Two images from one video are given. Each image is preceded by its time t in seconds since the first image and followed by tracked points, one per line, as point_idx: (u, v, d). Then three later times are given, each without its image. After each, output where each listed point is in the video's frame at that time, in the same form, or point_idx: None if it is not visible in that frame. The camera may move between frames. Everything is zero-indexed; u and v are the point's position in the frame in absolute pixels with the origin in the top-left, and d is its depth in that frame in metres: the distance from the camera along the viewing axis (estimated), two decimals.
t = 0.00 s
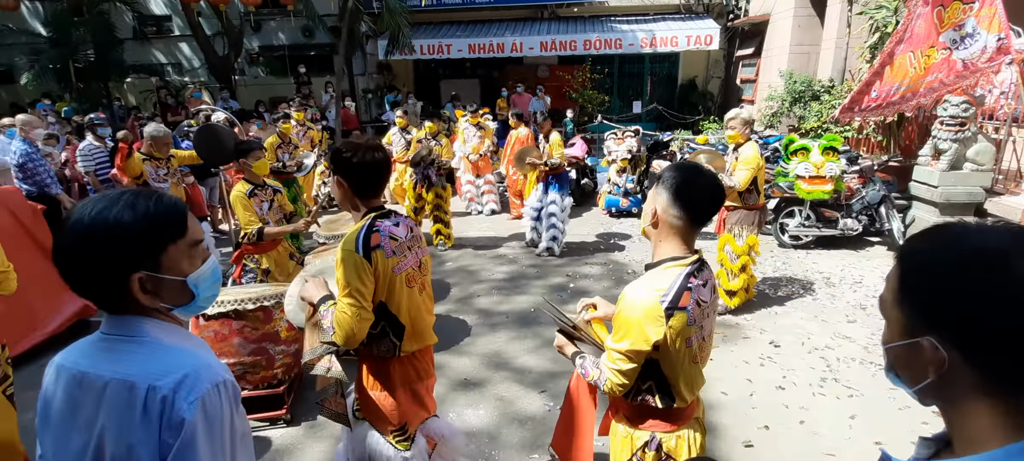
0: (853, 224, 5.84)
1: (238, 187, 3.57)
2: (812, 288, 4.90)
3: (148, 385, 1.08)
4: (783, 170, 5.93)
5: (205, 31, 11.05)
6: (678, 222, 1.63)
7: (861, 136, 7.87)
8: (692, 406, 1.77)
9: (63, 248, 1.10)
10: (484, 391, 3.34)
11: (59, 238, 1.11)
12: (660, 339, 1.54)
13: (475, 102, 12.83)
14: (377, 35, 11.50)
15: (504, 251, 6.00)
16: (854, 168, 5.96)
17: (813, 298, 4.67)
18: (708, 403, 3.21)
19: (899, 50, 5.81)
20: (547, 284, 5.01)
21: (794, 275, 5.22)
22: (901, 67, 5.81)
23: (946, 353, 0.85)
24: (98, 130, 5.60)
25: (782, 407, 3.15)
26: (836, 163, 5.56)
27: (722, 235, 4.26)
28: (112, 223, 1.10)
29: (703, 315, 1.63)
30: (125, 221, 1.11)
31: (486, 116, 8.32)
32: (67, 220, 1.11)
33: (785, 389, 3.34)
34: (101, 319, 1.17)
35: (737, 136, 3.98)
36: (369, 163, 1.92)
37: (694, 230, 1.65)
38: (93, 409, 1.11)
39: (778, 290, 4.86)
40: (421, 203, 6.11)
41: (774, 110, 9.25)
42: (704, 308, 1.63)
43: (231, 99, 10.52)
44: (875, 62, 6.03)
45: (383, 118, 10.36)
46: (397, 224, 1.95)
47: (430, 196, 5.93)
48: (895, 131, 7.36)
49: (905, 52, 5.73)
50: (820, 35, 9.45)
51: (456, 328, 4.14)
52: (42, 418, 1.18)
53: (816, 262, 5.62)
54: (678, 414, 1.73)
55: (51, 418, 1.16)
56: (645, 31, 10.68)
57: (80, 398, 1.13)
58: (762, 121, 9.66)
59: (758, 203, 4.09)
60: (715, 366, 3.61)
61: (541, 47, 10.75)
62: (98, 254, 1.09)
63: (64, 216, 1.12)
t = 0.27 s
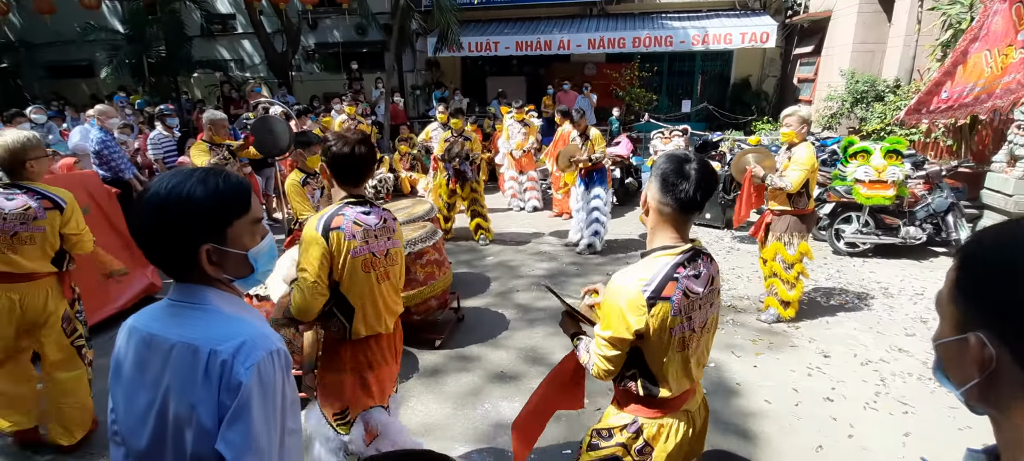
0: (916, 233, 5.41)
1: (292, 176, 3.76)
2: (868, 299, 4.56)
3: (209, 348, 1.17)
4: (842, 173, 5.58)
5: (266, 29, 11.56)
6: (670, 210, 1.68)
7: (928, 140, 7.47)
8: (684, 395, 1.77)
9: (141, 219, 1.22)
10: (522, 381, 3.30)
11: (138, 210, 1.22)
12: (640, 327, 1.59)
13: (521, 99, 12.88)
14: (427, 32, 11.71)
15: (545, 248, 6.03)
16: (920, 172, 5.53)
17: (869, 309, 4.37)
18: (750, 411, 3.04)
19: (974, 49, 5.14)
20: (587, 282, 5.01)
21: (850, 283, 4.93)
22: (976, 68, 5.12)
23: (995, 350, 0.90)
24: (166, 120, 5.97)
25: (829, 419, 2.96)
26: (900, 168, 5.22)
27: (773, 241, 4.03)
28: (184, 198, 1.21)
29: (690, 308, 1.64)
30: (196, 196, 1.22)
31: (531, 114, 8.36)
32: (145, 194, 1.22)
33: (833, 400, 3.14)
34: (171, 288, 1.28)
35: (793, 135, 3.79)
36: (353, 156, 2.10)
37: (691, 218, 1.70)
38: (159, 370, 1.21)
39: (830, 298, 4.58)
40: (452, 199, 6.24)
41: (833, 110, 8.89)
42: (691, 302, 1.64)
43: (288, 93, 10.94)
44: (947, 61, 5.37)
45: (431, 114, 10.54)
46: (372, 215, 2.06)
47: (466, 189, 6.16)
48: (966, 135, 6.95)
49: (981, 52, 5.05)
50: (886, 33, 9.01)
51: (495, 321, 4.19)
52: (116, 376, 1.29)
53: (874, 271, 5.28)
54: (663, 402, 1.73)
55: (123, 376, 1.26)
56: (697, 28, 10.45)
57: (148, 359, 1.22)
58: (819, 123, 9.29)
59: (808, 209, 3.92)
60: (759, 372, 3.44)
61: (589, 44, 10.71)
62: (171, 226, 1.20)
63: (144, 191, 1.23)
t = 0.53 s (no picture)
0: (971, 236, 5.12)
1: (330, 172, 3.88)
2: (915, 303, 4.32)
3: (252, 329, 1.24)
4: (890, 173, 5.26)
5: (308, 28, 11.87)
6: (636, 206, 1.61)
7: (986, 138, 7.08)
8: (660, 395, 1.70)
9: (193, 205, 1.27)
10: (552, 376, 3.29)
11: (192, 196, 1.28)
12: (594, 319, 1.59)
13: (556, 96, 12.84)
14: (464, 30, 11.80)
15: (577, 246, 6.01)
16: (977, 172, 5.26)
17: (917, 314, 4.11)
18: (786, 417, 2.83)
19: None
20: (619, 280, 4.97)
21: (898, 287, 4.68)
22: None
23: None
24: (214, 116, 6.21)
25: (871, 428, 2.74)
26: (954, 168, 4.86)
27: (812, 243, 3.92)
28: (237, 187, 1.27)
29: (654, 307, 1.57)
30: (245, 185, 1.27)
31: (566, 111, 8.34)
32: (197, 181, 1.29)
33: (877, 409, 2.90)
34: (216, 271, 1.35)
35: (832, 132, 3.67)
36: (329, 137, 2.16)
37: (660, 217, 1.60)
38: (205, 348, 1.29)
39: (875, 303, 4.32)
40: (481, 194, 6.43)
41: (882, 107, 8.54)
42: (655, 300, 1.57)
43: (328, 91, 11.20)
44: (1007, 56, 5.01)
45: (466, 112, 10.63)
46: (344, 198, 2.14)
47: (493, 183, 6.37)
48: None
49: None
50: (942, 26, 8.59)
51: (526, 317, 4.20)
52: (166, 353, 1.37)
53: (924, 275, 5.00)
54: (633, 399, 1.68)
55: (173, 354, 1.35)
56: (738, 22, 10.21)
57: (195, 338, 1.30)
58: (868, 120, 8.94)
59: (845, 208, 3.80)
60: (797, 376, 3.21)
61: (626, 40, 10.61)
62: (222, 213, 1.26)
63: (197, 178, 1.30)
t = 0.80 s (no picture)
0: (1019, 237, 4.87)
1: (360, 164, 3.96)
2: (956, 306, 4.17)
3: (288, 313, 1.27)
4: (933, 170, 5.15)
5: (340, 26, 12.07)
6: (602, 199, 1.69)
7: None
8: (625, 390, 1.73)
9: (239, 191, 1.31)
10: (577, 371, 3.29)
11: (236, 184, 1.31)
12: (551, 300, 1.71)
13: (584, 92, 12.77)
14: (492, 26, 11.83)
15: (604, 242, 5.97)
16: None
17: (957, 318, 3.96)
18: (818, 421, 2.76)
19: None
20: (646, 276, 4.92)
21: (938, 289, 4.50)
22: None
23: None
24: (249, 112, 6.37)
25: (908, 435, 2.65)
26: (1001, 165, 4.64)
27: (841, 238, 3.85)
28: (285, 176, 1.31)
29: (612, 299, 1.63)
30: (290, 175, 1.32)
31: (594, 107, 8.30)
32: (241, 168, 1.32)
33: (915, 415, 2.81)
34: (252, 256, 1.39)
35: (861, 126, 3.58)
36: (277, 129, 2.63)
37: (626, 209, 1.67)
38: (241, 330, 1.33)
39: (915, 306, 4.16)
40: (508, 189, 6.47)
41: (926, 103, 8.24)
42: (613, 291, 1.62)
43: (359, 88, 11.37)
44: None
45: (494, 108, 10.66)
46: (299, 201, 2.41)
47: (519, 179, 6.42)
48: None
49: None
50: (990, 17, 8.22)
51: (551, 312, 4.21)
52: (204, 334, 1.42)
53: (967, 278, 4.80)
54: (594, 388, 1.76)
55: (210, 334, 1.39)
56: (774, 15, 9.97)
57: (232, 321, 1.35)
58: (909, 116, 8.63)
59: (875, 205, 3.70)
60: (830, 379, 3.13)
61: (656, 35, 10.48)
62: (268, 201, 1.30)
63: (240, 165, 1.33)
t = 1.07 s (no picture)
0: None
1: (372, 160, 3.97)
2: (972, 306, 4.10)
3: (310, 305, 1.28)
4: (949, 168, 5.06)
5: (351, 24, 12.10)
6: (585, 192, 1.73)
7: None
8: (609, 381, 1.75)
9: (266, 183, 1.33)
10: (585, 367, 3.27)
11: (264, 176, 1.33)
12: (531, 287, 1.76)
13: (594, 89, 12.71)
14: (503, 23, 11.81)
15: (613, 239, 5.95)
16: None
17: (972, 317, 3.90)
18: (829, 420, 2.74)
19: None
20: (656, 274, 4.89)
21: (954, 289, 4.43)
22: None
23: None
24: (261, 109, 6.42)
25: (921, 435, 2.61)
26: (1020, 162, 4.55)
27: (852, 237, 3.81)
28: (316, 171, 1.34)
29: (590, 290, 1.66)
30: (320, 170, 1.35)
31: (604, 103, 8.26)
32: (269, 161, 1.34)
33: (927, 415, 2.77)
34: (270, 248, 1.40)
35: (874, 123, 3.52)
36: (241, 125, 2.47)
37: (609, 200, 1.70)
38: (259, 321, 1.32)
39: (929, 305, 4.10)
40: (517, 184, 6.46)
41: (943, 99, 8.10)
42: (591, 282, 1.66)
43: (370, 85, 11.39)
44: None
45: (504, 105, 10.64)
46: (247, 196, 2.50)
47: (529, 176, 6.41)
48: None
49: None
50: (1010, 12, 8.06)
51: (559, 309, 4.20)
52: (216, 326, 1.41)
53: (984, 277, 4.72)
54: (578, 378, 1.79)
55: (223, 327, 1.38)
56: (787, 11, 9.85)
57: (249, 312, 1.34)
58: (925, 113, 8.49)
59: (887, 203, 3.64)
60: (841, 378, 3.10)
61: (668, 31, 10.41)
62: (299, 194, 1.32)
63: (267, 157, 1.35)
